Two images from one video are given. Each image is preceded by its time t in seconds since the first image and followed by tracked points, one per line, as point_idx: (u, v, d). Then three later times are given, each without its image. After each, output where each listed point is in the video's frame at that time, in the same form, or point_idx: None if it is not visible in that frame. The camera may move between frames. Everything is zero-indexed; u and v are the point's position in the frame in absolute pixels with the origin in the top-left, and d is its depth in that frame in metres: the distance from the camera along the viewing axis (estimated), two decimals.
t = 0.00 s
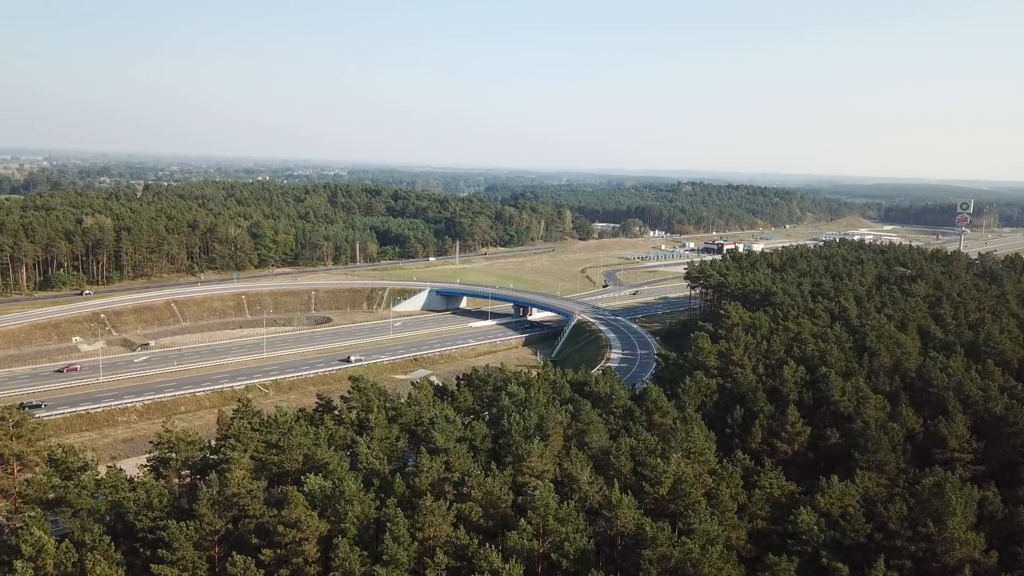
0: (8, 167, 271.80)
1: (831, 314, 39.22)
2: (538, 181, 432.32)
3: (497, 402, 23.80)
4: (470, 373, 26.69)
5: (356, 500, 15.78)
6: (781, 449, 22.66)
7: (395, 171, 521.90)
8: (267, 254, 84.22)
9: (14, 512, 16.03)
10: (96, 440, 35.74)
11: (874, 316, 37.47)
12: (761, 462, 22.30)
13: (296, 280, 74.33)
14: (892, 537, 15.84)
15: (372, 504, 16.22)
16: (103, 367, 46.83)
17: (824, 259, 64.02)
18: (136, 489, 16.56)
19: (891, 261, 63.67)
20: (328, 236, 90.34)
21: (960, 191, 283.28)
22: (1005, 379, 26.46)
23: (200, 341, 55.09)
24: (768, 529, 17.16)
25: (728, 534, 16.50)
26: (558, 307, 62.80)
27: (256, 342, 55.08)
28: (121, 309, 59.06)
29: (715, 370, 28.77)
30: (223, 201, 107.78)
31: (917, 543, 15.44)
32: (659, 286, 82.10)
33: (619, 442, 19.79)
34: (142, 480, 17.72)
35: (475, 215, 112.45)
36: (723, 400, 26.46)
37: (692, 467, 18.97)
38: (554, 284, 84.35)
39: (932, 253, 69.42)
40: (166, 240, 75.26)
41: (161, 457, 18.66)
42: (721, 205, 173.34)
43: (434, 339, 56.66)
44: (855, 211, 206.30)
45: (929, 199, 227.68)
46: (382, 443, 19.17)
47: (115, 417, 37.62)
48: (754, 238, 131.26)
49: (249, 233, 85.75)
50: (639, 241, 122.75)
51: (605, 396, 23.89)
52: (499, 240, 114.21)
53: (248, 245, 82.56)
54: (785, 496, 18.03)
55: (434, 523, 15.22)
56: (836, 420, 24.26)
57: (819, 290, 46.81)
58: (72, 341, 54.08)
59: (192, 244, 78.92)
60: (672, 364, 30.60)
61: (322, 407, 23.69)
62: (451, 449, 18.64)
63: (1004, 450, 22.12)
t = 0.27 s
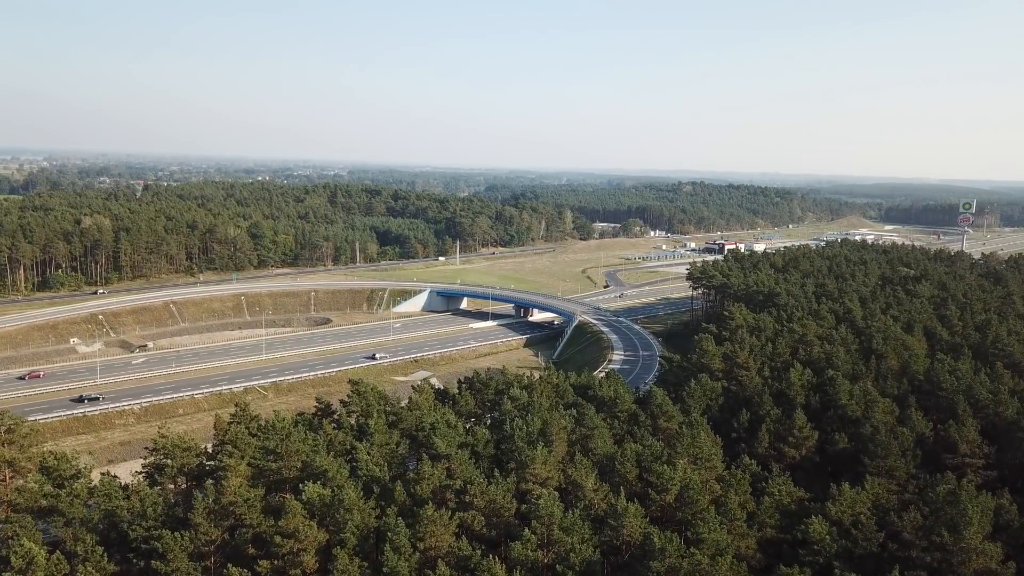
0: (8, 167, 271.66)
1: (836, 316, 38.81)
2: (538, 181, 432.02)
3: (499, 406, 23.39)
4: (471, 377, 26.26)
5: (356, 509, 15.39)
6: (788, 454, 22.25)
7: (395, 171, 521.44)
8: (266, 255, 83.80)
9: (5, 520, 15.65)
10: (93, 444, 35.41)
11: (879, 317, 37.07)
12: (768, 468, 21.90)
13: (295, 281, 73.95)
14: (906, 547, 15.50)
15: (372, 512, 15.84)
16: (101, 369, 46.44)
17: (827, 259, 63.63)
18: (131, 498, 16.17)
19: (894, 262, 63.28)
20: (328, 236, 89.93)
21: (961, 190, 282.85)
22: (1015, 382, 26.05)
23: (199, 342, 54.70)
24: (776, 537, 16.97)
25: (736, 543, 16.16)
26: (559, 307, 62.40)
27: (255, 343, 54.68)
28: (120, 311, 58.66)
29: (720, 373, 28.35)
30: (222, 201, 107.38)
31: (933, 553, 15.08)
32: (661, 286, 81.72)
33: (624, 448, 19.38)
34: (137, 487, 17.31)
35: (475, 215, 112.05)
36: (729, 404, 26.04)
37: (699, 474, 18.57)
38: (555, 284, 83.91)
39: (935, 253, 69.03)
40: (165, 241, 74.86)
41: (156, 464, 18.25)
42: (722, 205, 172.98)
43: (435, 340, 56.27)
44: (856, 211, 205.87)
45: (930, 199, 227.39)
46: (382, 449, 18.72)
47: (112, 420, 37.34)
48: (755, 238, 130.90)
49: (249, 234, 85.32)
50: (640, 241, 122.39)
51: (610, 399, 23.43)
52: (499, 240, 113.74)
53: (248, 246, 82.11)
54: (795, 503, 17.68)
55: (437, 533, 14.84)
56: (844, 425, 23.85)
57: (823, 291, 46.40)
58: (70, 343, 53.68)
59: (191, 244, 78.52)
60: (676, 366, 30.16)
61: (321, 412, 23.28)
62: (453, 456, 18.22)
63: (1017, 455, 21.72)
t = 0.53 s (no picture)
0: (8, 167, 271.25)
1: (841, 317, 38.42)
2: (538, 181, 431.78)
3: (501, 410, 22.99)
4: (473, 380, 25.85)
5: (356, 519, 15.01)
6: (796, 459, 21.87)
7: (395, 171, 520.83)
8: (265, 255, 83.39)
9: None
10: (89, 447, 35.04)
11: (885, 318, 36.66)
12: (775, 473, 21.51)
13: (295, 282, 73.53)
14: (920, 557, 15.17)
15: (372, 521, 15.48)
16: (98, 371, 46.05)
17: (829, 259, 63.26)
18: (125, 506, 15.80)
19: (898, 262, 62.88)
20: (327, 237, 89.54)
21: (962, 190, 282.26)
22: None
23: (198, 344, 54.32)
24: (786, 546, 16.60)
25: (745, 553, 15.83)
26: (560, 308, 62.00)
27: (254, 344, 54.30)
28: (118, 312, 58.27)
29: (724, 376, 27.95)
30: (222, 201, 106.99)
31: (947, 563, 14.76)
32: (662, 286, 81.34)
33: (629, 454, 18.99)
34: (131, 494, 16.92)
35: (475, 215, 111.65)
36: (734, 407, 25.66)
37: (706, 480, 18.18)
38: (556, 285, 83.47)
39: (938, 253, 68.63)
40: (164, 241, 74.48)
41: (151, 470, 17.87)
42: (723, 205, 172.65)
43: (435, 341, 55.89)
44: (856, 210, 205.46)
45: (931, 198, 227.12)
46: (382, 454, 18.32)
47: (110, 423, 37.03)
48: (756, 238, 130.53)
49: (248, 234, 84.89)
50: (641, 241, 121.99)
51: (614, 403, 23.02)
52: (500, 241, 113.29)
53: (247, 246, 81.65)
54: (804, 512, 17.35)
55: (438, 544, 14.47)
56: (852, 429, 23.47)
57: (826, 291, 46.02)
58: (67, 344, 53.25)
59: (190, 245, 78.13)
60: (681, 369, 29.76)
61: (320, 417, 22.90)
62: (455, 462, 17.83)
63: None
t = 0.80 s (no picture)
0: (7, 167, 270.70)
1: (845, 318, 38.05)
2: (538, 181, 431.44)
3: (503, 415, 22.58)
4: (474, 384, 25.46)
5: (355, 527, 14.63)
6: (803, 464, 21.48)
7: (395, 170, 519.90)
8: (265, 256, 82.96)
9: None
10: (85, 451, 34.63)
11: (889, 320, 36.28)
12: (783, 478, 21.12)
13: (294, 282, 73.12)
14: (936, 568, 14.83)
15: (372, 530, 15.09)
16: (96, 373, 45.66)
17: (832, 260, 62.86)
18: (119, 515, 15.45)
19: (901, 263, 62.46)
20: (327, 237, 89.10)
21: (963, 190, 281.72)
22: None
23: (196, 345, 53.90)
24: (796, 555, 16.23)
25: (753, 562, 15.50)
26: (561, 309, 61.60)
27: (253, 346, 53.93)
28: (116, 313, 57.85)
29: (729, 379, 27.57)
30: (221, 201, 106.53)
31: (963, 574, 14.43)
32: (663, 287, 80.95)
33: (634, 459, 18.61)
34: (125, 503, 16.54)
35: (475, 215, 111.22)
36: (739, 411, 25.26)
37: (713, 487, 17.79)
38: (556, 285, 83.03)
39: (941, 254, 68.23)
40: (163, 242, 74.07)
41: (146, 477, 17.50)
42: (724, 205, 172.28)
43: (435, 342, 55.50)
44: (857, 210, 204.93)
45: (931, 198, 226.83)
46: (382, 461, 17.92)
47: (107, 426, 36.65)
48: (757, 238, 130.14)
49: (248, 234, 84.46)
50: (641, 242, 121.57)
51: (618, 407, 22.63)
52: (500, 241, 112.83)
53: (246, 247, 81.19)
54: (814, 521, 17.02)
55: (440, 553, 14.09)
56: (860, 433, 23.08)
57: (830, 292, 45.66)
58: (65, 346, 52.84)
59: (189, 245, 77.72)
60: (684, 371, 29.35)
61: (319, 421, 22.53)
62: (456, 469, 17.43)
63: None
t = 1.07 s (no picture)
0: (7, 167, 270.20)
1: (850, 320, 37.67)
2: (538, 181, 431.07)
3: (505, 419, 22.19)
4: (475, 387, 25.09)
5: (355, 537, 14.27)
6: (811, 469, 21.11)
7: (395, 170, 519.68)
8: (264, 256, 82.54)
9: None
10: (82, 454, 34.26)
11: (895, 321, 35.88)
12: (790, 484, 20.74)
13: (294, 283, 72.74)
14: None
15: (371, 540, 14.74)
16: (93, 374, 45.31)
17: (835, 260, 62.51)
18: (112, 524, 15.07)
19: (904, 263, 62.09)
20: (326, 237, 88.71)
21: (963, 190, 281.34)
22: None
23: (195, 346, 53.54)
24: (806, 564, 15.93)
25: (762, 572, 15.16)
26: (562, 309, 61.23)
27: (252, 347, 53.54)
28: (114, 314, 57.45)
29: (734, 382, 27.18)
30: (220, 201, 106.12)
31: None
32: (664, 287, 80.59)
33: (640, 466, 18.23)
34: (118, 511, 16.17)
35: (476, 215, 110.84)
36: (745, 415, 24.88)
37: (721, 494, 17.39)
38: (557, 285, 82.59)
39: (944, 254, 67.85)
40: (161, 242, 73.68)
41: (140, 484, 17.11)
42: (724, 205, 171.87)
43: (435, 343, 55.15)
44: (858, 210, 204.42)
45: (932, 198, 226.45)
46: (382, 467, 17.52)
47: (104, 429, 36.33)
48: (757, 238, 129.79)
49: (247, 235, 84.05)
50: (642, 242, 121.17)
51: (622, 411, 22.23)
52: (500, 241, 112.40)
53: (245, 247, 80.76)
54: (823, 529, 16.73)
55: (442, 564, 13.73)
56: (869, 437, 22.69)
57: (834, 293, 45.28)
58: (63, 347, 52.44)
59: (187, 246, 77.33)
60: (688, 374, 28.97)
61: (317, 426, 22.15)
62: (458, 476, 17.05)
63: None
